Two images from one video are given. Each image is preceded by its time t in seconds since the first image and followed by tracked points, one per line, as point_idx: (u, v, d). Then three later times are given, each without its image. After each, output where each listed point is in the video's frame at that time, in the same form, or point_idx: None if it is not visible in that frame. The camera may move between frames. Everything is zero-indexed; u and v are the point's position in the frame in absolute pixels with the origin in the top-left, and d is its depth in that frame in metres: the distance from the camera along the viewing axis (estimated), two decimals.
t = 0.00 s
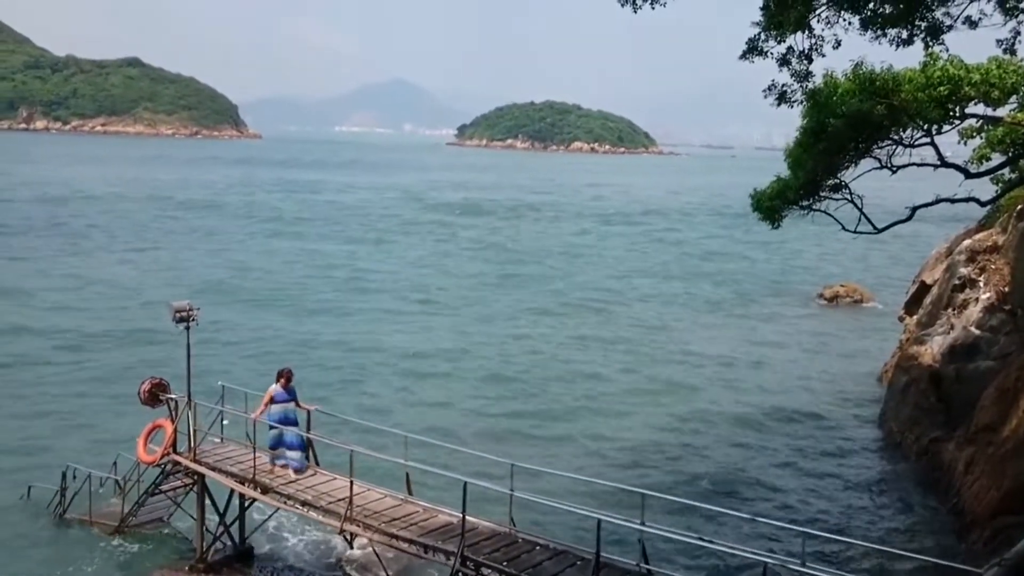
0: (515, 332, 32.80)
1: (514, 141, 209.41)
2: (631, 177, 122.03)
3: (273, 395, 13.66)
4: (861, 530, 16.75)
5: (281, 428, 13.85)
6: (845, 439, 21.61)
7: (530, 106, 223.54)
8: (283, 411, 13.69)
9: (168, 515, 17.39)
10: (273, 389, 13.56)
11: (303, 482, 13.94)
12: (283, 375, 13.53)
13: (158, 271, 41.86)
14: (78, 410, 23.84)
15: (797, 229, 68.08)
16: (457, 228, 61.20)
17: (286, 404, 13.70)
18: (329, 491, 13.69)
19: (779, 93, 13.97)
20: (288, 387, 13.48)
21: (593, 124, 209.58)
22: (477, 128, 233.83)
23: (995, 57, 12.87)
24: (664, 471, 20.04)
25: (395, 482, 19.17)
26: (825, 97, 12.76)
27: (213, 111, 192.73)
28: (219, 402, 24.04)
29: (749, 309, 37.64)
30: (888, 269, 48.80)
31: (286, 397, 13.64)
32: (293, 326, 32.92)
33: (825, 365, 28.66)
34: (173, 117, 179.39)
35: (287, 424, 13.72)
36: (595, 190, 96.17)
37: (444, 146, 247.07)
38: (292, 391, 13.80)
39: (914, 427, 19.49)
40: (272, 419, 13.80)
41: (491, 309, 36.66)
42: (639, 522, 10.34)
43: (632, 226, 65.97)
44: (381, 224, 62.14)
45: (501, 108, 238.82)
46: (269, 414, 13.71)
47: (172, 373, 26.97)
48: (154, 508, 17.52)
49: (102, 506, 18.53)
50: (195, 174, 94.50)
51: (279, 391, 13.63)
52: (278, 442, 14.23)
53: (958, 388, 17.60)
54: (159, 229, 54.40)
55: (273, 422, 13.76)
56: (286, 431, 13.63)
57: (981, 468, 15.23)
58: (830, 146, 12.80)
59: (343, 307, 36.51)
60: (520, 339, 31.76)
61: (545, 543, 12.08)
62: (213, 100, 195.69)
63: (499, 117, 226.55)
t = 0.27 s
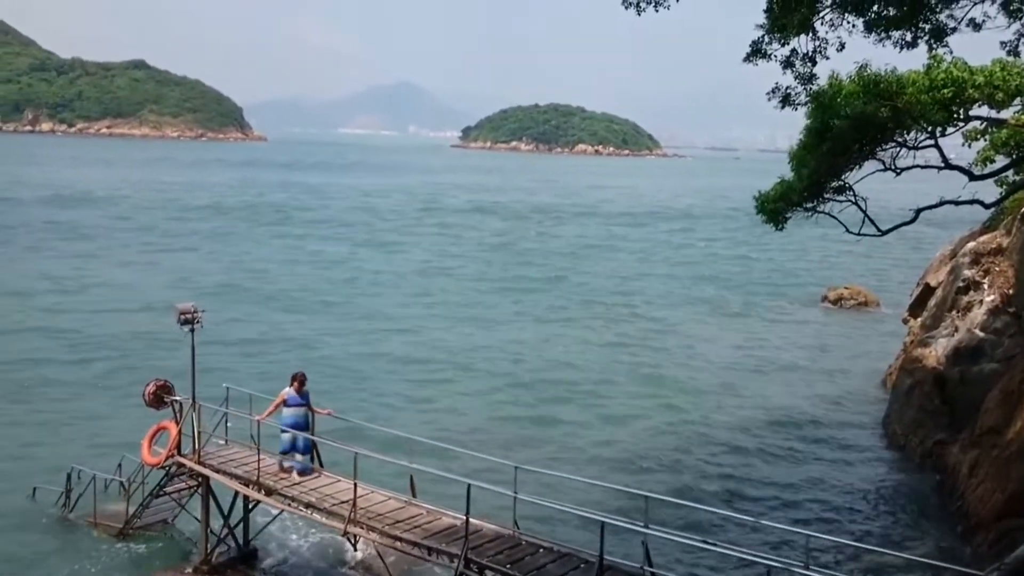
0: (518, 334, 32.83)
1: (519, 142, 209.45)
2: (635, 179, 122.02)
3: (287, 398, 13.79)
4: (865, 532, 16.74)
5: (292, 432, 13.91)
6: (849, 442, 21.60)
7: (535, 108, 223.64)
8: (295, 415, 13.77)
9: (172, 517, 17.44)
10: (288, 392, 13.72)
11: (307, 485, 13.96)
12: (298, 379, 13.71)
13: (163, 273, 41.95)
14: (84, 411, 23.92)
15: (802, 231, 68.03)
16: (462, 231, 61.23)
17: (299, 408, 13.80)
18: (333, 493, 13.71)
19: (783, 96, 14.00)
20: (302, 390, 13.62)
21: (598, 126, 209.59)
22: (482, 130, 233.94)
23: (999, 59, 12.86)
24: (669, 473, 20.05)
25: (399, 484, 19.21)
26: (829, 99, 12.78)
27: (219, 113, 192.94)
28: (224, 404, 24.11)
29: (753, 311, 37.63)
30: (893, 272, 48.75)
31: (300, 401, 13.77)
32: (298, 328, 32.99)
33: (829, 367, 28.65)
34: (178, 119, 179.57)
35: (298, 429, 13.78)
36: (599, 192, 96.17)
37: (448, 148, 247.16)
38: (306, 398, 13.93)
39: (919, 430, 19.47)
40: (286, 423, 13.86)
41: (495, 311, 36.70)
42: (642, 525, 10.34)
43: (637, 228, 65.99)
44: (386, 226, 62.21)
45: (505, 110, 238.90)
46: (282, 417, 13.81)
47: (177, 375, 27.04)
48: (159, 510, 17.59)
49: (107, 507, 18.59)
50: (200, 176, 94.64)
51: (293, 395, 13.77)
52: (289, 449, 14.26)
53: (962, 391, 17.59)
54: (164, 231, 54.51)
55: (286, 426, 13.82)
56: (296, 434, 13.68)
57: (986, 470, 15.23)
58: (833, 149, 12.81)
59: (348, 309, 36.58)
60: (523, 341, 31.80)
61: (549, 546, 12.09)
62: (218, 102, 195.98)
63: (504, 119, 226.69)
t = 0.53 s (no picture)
0: (525, 334, 32.84)
1: (526, 143, 209.48)
2: (642, 179, 121.92)
3: (300, 400, 13.73)
4: (873, 534, 16.68)
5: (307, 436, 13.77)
6: (857, 443, 21.54)
7: (542, 109, 223.69)
8: (309, 416, 13.67)
9: (180, 516, 17.47)
10: (300, 394, 13.67)
11: (314, 484, 13.97)
12: (310, 379, 13.67)
13: (171, 273, 42.05)
14: (92, 411, 23.98)
15: (809, 232, 67.90)
16: (469, 231, 61.24)
17: (313, 410, 13.70)
18: (340, 493, 13.72)
19: (792, 97, 13.97)
20: (315, 390, 13.57)
21: (604, 127, 209.53)
22: (489, 130, 234.07)
23: (1009, 60, 12.79)
24: (676, 474, 20.02)
25: (407, 485, 19.20)
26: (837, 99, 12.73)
27: (227, 113, 193.35)
28: (231, 404, 24.16)
29: (761, 312, 37.56)
30: (901, 273, 48.62)
31: (313, 402, 13.69)
32: (305, 328, 33.02)
33: (837, 369, 28.58)
34: (186, 120, 179.99)
35: (312, 430, 13.64)
36: (606, 193, 96.14)
37: (455, 148, 247.31)
38: (319, 400, 13.88)
39: (927, 431, 19.39)
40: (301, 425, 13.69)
41: (501, 312, 36.70)
42: (650, 526, 10.30)
43: (644, 229, 65.96)
44: (393, 226, 62.27)
45: (512, 111, 238.92)
46: (295, 419, 13.68)
47: (185, 375, 27.10)
48: (166, 509, 17.56)
49: (114, 507, 18.63)
50: (207, 177, 94.84)
51: (306, 396, 13.71)
52: (303, 455, 14.08)
53: (971, 392, 17.52)
54: (172, 231, 54.64)
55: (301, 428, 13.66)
56: (311, 435, 13.53)
57: (995, 472, 15.16)
58: (842, 149, 12.76)
59: (355, 309, 36.60)
60: (530, 342, 31.77)
61: (556, 546, 12.07)
62: (226, 102, 196.42)
63: (510, 120, 226.68)
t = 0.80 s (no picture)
0: (533, 333, 32.84)
1: (534, 142, 209.34)
2: (650, 178, 121.75)
3: (314, 402, 13.51)
4: (881, 534, 16.64)
5: (322, 438, 13.56)
6: (865, 443, 21.49)
7: (550, 108, 223.58)
8: (323, 418, 13.44)
9: (188, 514, 17.52)
10: (313, 396, 13.45)
11: (323, 483, 13.99)
12: (322, 381, 13.41)
13: (180, 272, 42.15)
14: (101, 409, 24.05)
15: (818, 231, 67.73)
16: (476, 230, 61.24)
17: (327, 412, 13.47)
18: (349, 491, 13.73)
19: (800, 96, 13.94)
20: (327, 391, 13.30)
21: (612, 125, 209.32)
22: (496, 129, 233.95)
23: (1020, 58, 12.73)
24: (684, 473, 19.99)
25: (415, 484, 19.22)
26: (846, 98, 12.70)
27: (235, 112, 193.71)
28: (239, 402, 24.22)
29: (769, 311, 37.50)
30: (910, 272, 48.47)
31: (326, 404, 13.45)
32: (314, 327, 33.08)
33: (845, 368, 28.52)
34: (194, 118, 180.32)
35: (327, 432, 13.42)
36: (614, 192, 96.05)
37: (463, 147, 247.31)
38: (333, 402, 13.63)
39: (936, 431, 19.33)
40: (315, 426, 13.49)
41: (509, 311, 36.71)
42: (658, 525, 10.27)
43: (652, 228, 65.90)
44: (402, 225, 62.33)
45: (520, 110, 238.74)
46: (310, 422, 13.49)
47: (193, 373, 27.17)
48: (175, 507, 17.59)
49: (123, 504, 18.70)
50: (215, 175, 95.01)
51: (319, 398, 13.48)
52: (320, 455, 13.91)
53: (979, 392, 17.47)
54: (180, 230, 54.75)
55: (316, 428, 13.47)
56: (325, 437, 13.31)
57: (1003, 472, 15.11)
58: (851, 148, 12.72)
59: (363, 308, 36.64)
60: (538, 341, 31.76)
61: (564, 545, 12.07)
62: (235, 101, 196.75)
63: (518, 119, 226.56)
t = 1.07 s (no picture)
0: (542, 332, 32.84)
1: (543, 141, 209.39)
2: (660, 178, 121.66)
3: (332, 404, 13.22)
4: (891, 535, 16.58)
5: (342, 439, 13.36)
6: (875, 443, 21.43)
7: (560, 107, 223.57)
8: (341, 421, 13.20)
9: (198, 512, 17.56)
10: (330, 399, 13.13)
11: (333, 481, 14.02)
12: (340, 384, 13.06)
13: (191, 271, 42.30)
14: (112, 407, 24.17)
15: (828, 230, 67.52)
16: (486, 229, 61.28)
17: (345, 414, 13.20)
18: (358, 489, 13.75)
19: (811, 95, 13.89)
20: (344, 396, 12.97)
21: (622, 125, 209.14)
22: (506, 128, 234.10)
23: None
24: (693, 473, 19.97)
25: (424, 483, 19.25)
26: (857, 96, 12.64)
27: (246, 111, 194.22)
28: (249, 400, 24.32)
29: (778, 311, 37.40)
30: (920, 272, 48.30)
31: (344, 407, 13.16)
32: (323, 326, 33.14)
33: (855, 367, 28.42)
34: (205, 118, 180.99)
35: (345, 436, 13.21)
36: (624, 191, 95.99)
37: (472, 147, 247.51)
38: (352, 403, 13.31)
39: (946, 432, 19.24)
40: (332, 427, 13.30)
41: (519, 310, 36.70)
42: (667, 524, 10.24)
43: (662, 227, 65.79)
44: (411, 224, 62.37)
45: (529, 109, 238.80)
46: (328, 423, 13.27)
47: (204, 372, 27.26)
48: (185, 505, 17.66)
49: (133, 503, 18.77)
50: (226, 175, 95.31)
51: (337, 400, 13.18)
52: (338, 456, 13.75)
53: (991, 392, 17.39)
54: (190, 229, 54.90)
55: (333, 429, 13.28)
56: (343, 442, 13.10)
57: (1015, 473, 15.05)
58: (862, 146, 12.66)
59: (373, 307, 36.68)
60: (547, 340, 31.75)
61: (573, 545, 12.07)
62: (246, 101, 197.27)
63: (528, 118, 226.42)
